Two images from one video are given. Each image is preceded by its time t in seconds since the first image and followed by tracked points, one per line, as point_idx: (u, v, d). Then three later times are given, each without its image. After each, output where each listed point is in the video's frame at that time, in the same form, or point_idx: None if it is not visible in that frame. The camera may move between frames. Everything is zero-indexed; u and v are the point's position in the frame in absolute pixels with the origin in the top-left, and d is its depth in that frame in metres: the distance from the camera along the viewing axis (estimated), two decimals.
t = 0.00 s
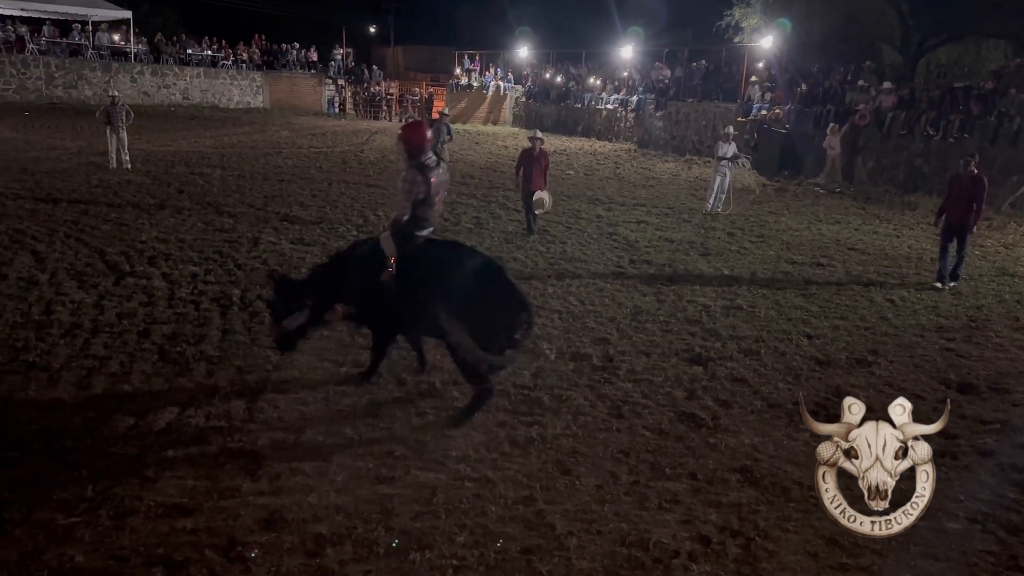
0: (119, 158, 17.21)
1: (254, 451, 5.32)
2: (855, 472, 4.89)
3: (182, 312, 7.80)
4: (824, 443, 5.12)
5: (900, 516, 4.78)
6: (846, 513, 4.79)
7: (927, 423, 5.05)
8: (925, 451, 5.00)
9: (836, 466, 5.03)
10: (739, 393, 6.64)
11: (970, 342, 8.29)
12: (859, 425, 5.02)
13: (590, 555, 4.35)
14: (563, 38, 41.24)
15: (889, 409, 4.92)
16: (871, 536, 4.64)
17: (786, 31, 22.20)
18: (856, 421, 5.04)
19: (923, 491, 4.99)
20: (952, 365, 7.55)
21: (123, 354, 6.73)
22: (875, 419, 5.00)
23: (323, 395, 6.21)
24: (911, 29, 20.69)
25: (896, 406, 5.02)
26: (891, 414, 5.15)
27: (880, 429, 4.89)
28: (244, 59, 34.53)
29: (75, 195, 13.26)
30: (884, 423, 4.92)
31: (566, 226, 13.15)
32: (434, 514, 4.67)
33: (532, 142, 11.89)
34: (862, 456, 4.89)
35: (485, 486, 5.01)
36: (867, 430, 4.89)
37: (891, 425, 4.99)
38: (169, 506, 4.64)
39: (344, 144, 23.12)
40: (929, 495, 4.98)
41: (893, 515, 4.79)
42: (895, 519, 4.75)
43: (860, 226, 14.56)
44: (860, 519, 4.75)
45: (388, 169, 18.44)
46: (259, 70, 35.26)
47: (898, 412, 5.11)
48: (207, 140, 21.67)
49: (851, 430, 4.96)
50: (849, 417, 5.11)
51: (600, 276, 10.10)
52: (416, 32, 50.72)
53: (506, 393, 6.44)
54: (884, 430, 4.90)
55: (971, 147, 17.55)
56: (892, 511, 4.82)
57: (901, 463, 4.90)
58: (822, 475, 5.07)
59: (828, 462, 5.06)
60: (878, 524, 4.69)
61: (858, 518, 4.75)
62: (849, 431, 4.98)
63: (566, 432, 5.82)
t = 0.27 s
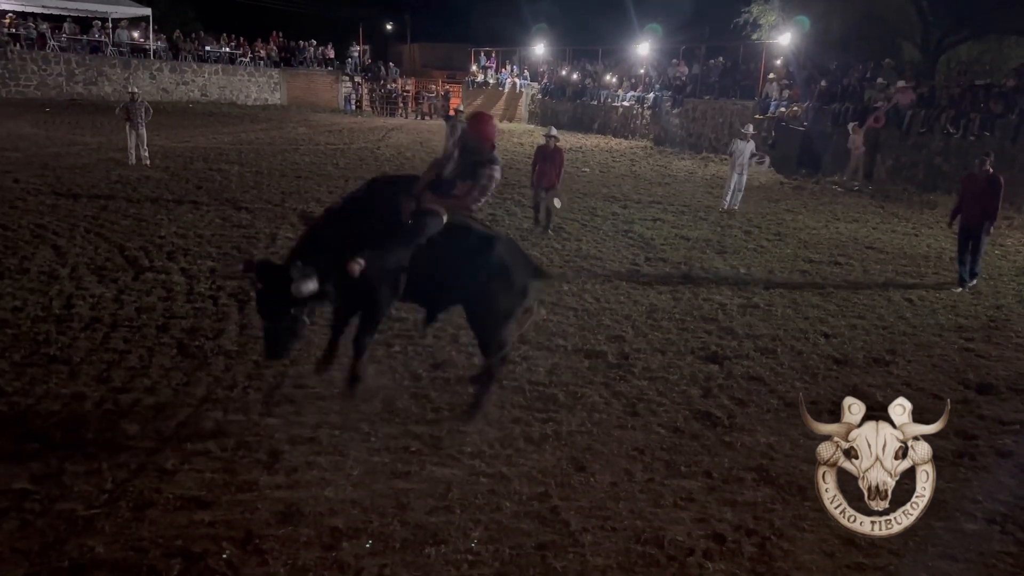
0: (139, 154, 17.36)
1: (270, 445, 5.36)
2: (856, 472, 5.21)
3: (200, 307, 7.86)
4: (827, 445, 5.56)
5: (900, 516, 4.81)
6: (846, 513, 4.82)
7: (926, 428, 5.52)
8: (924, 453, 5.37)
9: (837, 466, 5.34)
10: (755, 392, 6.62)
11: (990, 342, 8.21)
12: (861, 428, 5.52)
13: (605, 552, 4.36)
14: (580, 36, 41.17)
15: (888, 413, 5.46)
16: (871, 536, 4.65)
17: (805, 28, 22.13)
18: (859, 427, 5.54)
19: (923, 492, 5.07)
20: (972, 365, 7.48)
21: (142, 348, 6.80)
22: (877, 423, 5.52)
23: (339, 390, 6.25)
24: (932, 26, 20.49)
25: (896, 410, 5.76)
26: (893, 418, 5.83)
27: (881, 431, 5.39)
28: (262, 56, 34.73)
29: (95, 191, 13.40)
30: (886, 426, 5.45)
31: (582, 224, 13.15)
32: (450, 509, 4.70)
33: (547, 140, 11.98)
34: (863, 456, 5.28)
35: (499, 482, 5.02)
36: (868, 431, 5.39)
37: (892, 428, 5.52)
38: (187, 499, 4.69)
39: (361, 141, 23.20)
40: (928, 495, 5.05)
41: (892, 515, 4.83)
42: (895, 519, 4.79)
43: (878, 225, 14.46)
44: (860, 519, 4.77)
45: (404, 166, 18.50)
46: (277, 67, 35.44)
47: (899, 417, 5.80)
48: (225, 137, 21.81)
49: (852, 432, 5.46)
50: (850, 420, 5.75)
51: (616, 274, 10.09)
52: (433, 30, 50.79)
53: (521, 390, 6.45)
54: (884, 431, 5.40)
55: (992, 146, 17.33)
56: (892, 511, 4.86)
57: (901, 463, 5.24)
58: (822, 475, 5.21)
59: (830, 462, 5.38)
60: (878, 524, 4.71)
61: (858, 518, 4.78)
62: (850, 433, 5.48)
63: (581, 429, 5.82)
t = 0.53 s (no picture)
0: (157, 150, 17.50)
1: (287, 440, 5.39)
2: (855, 472, 5.16)
3: (218, 302, 7.92)
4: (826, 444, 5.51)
5: (900, 516, 4.78)
6: (846, 513, 4.79)
7: (926, 427, 5.49)
8: (925, 452, 5.31)
9: (836, 466, 5.28)
10: (772, 391, 6.60)
11: (1010, 342, 8.13)
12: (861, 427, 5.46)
13: (620, 550, 4.36)
14: (597, 32, 41.09)
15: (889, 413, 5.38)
16: (871, 536, 4.62)
17: (825, 25, 22.13)
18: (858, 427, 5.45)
19: (923, 491, 5.03)
20: (992, 366, 7.40)
21: (161, 343, 6.86)
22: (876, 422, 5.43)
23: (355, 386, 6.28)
24: (953, 23, 20.28)
25: (894, 406, 5.86)
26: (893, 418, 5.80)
27: (880, 429, 5.33)
28: (280, 52, 34.91)
29: (115, 186, 13.51)
30: (884, 424, 5.38)
31: (599, 222, 13.13)
32: (464, 505, 4.71)
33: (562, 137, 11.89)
34: (863, 456, 5.22)
35: (514, 479, 5.03)
36: (868, 431, 5.32)
37: (893, 428, 5.47)
38: (205, 492, 4.73)
39: (378, 138, 23.28)
40: (928, 495, 5.02)
41: (892, 514, 4.80)
42: (895, 519, 4.75)
43: (898, 224, 14.33)
44: (860, 519, 4.73)
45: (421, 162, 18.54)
46: (295, 64, 35.61)
47: (897, 414, 5.82)
48: (244, 133, 21.94)
49: (852, 432, 5.40)
50: (848, 419, 5.70)
51: (632, 272, 10.06)
52: (450, 26, 50.84)
53: (536, 387, 6.45)
54: (884, 430, 5.33)
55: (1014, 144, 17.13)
56: (892, 511, 4.83)
57: (902, 463, 5.19)
58: (822, 476, 5.16)
59: (829, 462, 5.33)
60: (878, 524, 4.68)
61: (858, 518, 4.74)
62: (850, 432, 5.42)
63: (596, 427, 5.82)
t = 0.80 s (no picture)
0: (186, 145, 17.69)
1: (310, 433, 5.44)
2: (855, 472, 5.15)
3: (244, 295, 8.00)
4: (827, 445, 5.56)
5: (900, 516, 4.73)
6: (845, 513, 4.75)
7: (927, 429, 5.58)
8: (925, 452, 5.36)
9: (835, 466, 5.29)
10: (796, 390, 6.54)
11: None
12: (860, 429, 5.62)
13: (641, 548, 4.34)
14: (623, 28, 40.88)
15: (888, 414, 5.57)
16: (871, 536, 4.57)
17: (854, 22, 21.91)
18: (859, 428, 5.60)
19: (923, 492, 4.99)
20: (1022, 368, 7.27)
21: (187, 335, 6.94)
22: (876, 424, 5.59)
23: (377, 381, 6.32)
24: (986, 19, 19.92)
25: (895, 408, 5.98)
26: (893, 418, 5.92)
27: (881, 429, 5.46)
28: (306, 48, 35.13)
29: (144, 180, 13.69)
30: (885, 425, 5.51)
31: (623, 219, 13.07)
32: (485, 500, 4.72)
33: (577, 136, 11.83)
34: (863, 456, 5.26)
35: (535, 475, 5.03)
36: (868, 431, 5.47)
37: (893, 428, 5.65)
38: (229, 483, 4.78)
39: (402, 134, 23.33)
40: (928, 495, 4.98)
41: (892, 514, 4.75)
42: (895, 519, 4.70)
43: (927, 223, 14.12)
44: (860, 519, 4.69)
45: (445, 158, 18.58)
46: (321, 59, 35.80)
47: (897, 416, 5.93)
48: (270, 129, 22.11)
49: (852, 433, 5.52)
50: (848, 420, 5.94)
51: (656, 269, 10.02)
52: (475, 22, 50.83)
53: (558, 383, 6.45)
54: (884, 431, 5.49)
55: None
56: (892, 511, 4.79)
57: (902, 463, 5.21)
58: (822, 475, 5.14)
59: (828, 462, 5.35)
60: (878, 524, 4.63)
61: (858, 518, 4.70)
62: (850, 433, 5.53)
63: (618, 424, 5.81)
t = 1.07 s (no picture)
0: (216, 140, 17.90)
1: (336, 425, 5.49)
2: (856, 472, 5.12)
3: (272, 289, 8.10)
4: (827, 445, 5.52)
5: (900, 516, 4.69)
6: (846, 513, 4.70)
7: (928, 429, 5.57)
8: (925, 452, 5.32)
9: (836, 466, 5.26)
10: (824, 390, 6.48)
11: None
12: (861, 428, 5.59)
13: (666, 546, 4.33)
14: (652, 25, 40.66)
15: (887, 414, 5.56)
16: (871, 536, 4.53)
17: (887, 19, 21.71)
18: (858, 428, 5.58)
19: (923, 491, 4.96)
20: None
21: (216, 327, 7.04)
22: (876, 424, 5.60)
23: (402, 374, 6.36)
24: None
25: (895, 408, 5.96)
26: (893, 419, 5.92)
27: (880, 429, 5.48)
28: (335, 44, 35.39)
29: (175, 174, 13.88)
30: (884, 425, 5.52)
31: (649, 216, 13.02)
32: (509, 495, 4.73)
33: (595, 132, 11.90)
34: (863, 456, 5.24)
35: (559, 471, 5.04)
36: (867, 431, 5.44)
37: (892, 428, 5.61)
38: (256, 474, 4.84)
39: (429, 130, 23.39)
40: (928, 495, 4.94)
41: (892, 514, 4.71)
42: (895, 519, 4.67)
43: (960, 222, 13.90)
44: (860, 519, 4.65)
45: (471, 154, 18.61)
46: (349, 55, 36.03)
47: (898, 417, 5.93)
48: (299, 124, 22.30)
49: (852, 433, 5.49)
50: (850, 420, 5.85)
51: (683, 266, 9.97)
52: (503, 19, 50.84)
53: (582, 379, 6.46)
54: (884, 430, 5.49)
55: None
56: (892, 511, 4.74)
57: (903, 463, 5.18)
58: (823, 476, 5.09)
59: (829, 462, 5.31)
60: (878, 524, 4.60)
61: (858, 518, 4.66)
62: (850, 433, 5.50)
63: (643, 421, 5.79)
